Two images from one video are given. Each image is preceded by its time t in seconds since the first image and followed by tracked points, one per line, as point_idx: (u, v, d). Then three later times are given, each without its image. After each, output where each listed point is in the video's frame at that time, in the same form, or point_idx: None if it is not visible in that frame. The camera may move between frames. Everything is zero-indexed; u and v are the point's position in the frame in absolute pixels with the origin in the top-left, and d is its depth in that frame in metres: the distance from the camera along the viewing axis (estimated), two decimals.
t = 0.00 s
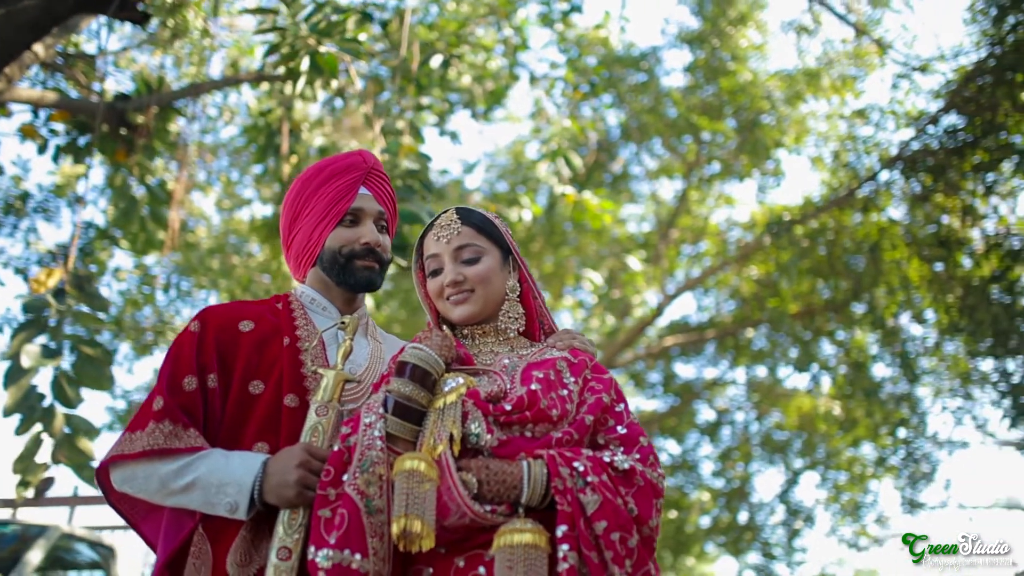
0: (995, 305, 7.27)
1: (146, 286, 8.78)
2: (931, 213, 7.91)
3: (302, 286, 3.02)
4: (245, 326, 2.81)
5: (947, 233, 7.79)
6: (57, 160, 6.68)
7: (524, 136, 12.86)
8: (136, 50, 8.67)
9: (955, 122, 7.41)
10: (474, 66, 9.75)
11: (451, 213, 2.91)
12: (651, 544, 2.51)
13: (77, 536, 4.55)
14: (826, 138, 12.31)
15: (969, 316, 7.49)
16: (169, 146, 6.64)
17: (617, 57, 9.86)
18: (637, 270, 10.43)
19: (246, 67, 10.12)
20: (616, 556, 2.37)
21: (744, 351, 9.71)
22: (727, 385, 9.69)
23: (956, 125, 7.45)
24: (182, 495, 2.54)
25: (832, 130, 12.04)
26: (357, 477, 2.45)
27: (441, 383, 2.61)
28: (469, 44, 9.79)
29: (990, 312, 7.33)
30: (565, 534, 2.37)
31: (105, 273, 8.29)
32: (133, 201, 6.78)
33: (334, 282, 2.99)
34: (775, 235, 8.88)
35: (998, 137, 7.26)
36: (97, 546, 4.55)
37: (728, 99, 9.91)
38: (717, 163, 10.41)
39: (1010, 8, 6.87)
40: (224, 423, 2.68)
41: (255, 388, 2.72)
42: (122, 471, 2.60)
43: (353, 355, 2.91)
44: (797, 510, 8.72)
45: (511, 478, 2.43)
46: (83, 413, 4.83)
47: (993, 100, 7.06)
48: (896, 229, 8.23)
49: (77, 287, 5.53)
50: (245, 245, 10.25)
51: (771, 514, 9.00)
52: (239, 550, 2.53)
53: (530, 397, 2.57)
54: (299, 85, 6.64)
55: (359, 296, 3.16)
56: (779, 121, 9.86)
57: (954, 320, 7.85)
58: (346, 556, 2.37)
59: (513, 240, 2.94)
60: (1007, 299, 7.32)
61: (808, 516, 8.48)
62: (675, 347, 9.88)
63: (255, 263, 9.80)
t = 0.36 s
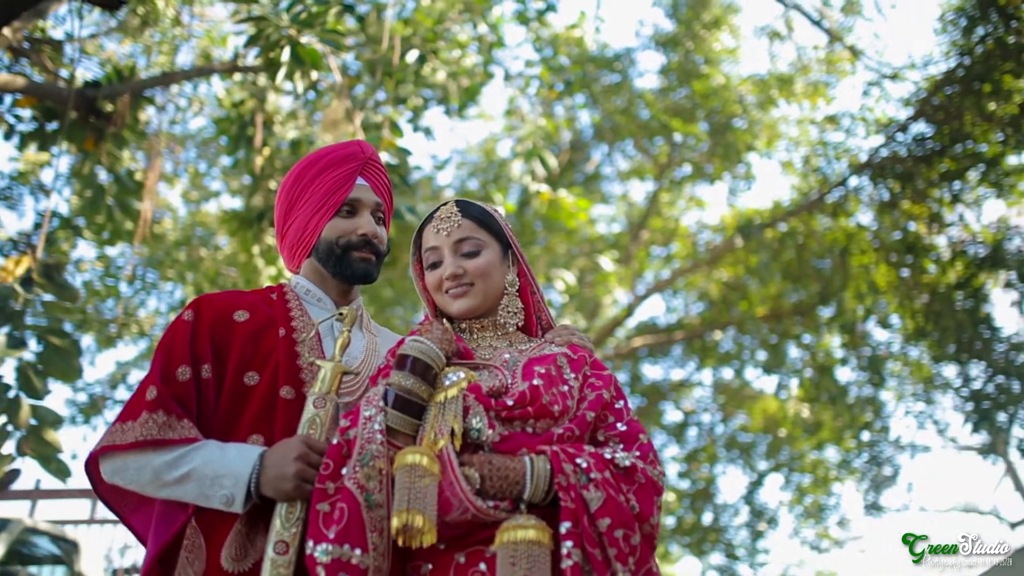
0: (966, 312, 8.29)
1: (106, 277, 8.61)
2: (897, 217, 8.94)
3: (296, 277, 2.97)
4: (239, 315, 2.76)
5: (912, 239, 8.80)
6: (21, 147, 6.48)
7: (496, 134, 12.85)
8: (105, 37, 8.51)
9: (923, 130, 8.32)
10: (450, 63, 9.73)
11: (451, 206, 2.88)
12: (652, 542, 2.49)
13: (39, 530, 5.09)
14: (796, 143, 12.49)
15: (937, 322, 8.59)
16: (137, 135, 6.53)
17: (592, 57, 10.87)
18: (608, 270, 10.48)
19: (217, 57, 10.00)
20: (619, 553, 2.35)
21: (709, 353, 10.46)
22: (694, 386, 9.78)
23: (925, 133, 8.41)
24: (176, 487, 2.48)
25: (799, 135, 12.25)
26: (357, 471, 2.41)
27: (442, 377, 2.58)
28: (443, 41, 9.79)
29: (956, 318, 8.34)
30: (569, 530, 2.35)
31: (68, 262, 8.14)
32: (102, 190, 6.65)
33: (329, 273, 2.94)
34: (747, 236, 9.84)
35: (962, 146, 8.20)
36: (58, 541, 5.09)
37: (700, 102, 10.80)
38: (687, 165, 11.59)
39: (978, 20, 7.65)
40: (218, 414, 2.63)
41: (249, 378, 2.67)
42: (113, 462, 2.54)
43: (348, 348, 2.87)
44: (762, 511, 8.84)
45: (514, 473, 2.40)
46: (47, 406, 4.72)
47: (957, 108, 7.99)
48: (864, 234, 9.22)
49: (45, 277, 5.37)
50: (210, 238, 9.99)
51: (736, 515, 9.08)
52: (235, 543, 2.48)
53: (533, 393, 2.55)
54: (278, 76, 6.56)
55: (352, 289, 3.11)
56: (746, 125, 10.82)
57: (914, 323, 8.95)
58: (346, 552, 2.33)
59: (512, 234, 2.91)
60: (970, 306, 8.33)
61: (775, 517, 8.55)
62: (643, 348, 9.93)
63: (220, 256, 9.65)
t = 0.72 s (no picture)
0: (938, 321, 9.06)
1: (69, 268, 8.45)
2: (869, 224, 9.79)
3: (294, 267, 2.93)
4: (238, 305, 2.71)
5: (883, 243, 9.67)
6: None
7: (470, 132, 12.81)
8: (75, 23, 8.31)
9: (895, 137, 8.93)
10: (427, 58, 9.68)
11: (454, 198, 2.84)
12: (656, 540, 2.48)
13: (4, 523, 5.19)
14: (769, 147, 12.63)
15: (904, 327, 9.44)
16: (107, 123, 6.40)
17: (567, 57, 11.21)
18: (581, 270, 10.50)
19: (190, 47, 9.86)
20: (627, 550, 2.33)
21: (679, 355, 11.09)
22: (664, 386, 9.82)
23: (897, 141, 9.00)
24: (173, 479, 2.43)
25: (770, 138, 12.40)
26: (362, 464, 2.37)
27: (447, 371, 2.55)
28: (420, 37, 9.77)
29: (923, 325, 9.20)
30: (577, 527, 2.32)
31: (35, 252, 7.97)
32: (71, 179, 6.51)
33: (328, 264, 2.89)
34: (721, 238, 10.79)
35: (931, 153, 8.74)
36: (23, 536, 5.21)
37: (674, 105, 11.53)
38: (661, 166, 11.90)
39: (951, 29, 8.08)
40: (216, 405, 2.58)
41: (248, 370, 2.62)
42: (107, 453, 2.47)
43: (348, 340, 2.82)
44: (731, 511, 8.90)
45: (521, 469, 2.38)
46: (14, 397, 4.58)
47: (928, 115, 8.52)
48: (834, 238, 10.23)
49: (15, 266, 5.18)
50: (179, 231, 9.80)
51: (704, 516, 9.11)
52: (234, 537, 2.43)
53: (538, 388, 2.52)
54: (260, 66, 6.45)
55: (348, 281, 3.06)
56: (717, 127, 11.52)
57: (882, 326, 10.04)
58: (350, 547, 2.30)
59: (514, 228, 2.89)
60: (937, 311, 9.12)
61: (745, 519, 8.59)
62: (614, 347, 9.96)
63: (190, 249, 9.52)
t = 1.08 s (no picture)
0: (905, 325, 9.23)
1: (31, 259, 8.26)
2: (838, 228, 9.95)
3: (291, 258, 2.88)
4: (237, 296, 2.65)
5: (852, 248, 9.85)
6: None
7: (442, 128, 12.74)
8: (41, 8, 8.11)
9: (867, 143, 9.06)
10: (402, 53, 9.60)
11: (457, 191, 2.81)
12: (660, 538, 2.46)
13: None
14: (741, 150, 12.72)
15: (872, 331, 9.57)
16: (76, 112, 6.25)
17: (542, 56, 11.26)
18: (553, 269, 10.50)
19: (162, 36, 9.69)
20: (634, 548, 2.31)
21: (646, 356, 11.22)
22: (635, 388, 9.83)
23: (868, 147, 9.13)
24: (172, 472, 2.37)
25: (741, 142, 12.50)
26: (365, 459, 2.33)
27: (451, 366, 2.51)
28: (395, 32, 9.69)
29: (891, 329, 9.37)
30: (585, 524, 2.29)
31: None
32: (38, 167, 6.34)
33: (328, 255, 2.85)
34: (693, 240, 10.85)
35: (902, 160, 8.91)
36: None
37: (647, 105, 11.61)
38: (634, 167, 11.94)
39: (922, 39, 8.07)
40: (213, 397, 2.52)
41: (247, 362, 2.57)
42: (102, 445, 2.41)
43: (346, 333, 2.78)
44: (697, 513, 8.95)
45: (528, 466, 2.35)
46: None
47: (899, 121, 8.64)
48: (804, 243, 10.35)
49: None
50: (145, 221, 9.53)
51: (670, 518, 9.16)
52: (233, 533, 2.37)
53: (544, 384, 2.50)
54: (240, 57, 6.35)
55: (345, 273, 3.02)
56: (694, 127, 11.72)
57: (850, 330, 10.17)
58: (354, 543, 2.25)
59: (517, 222, 2.86)
60: (905, 316, 9.30)
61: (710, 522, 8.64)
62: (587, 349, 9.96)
63: (155, 240, 9.30)
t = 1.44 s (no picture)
0: (873, 328, 9.35)
1: None
2: (810, 232, 10.04)
3: (291, 250, 2.83)
4: (238, 287, 2.60)
5: (823, 252, 9.92)
6: None
7: (416, 124, 12.66)
8: None
9: (839, 148, 9.15)
10: (378, 48, 9.52)
11: (462, 185, 2.78)
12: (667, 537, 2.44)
13: None
14: (715, 152, 12.78)
15: (842, 335, 9.65)
16: (47, 99, 6.12)
17: (519, 54, 11.24)
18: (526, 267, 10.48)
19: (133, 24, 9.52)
20: (644, 547, 2.29)
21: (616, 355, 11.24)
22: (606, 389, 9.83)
23: (839, 152, 9.20)
24: (173, 466, 2.32)
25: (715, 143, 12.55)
26: (373, 455, 2.30)
27: (458, 362, 2.48)
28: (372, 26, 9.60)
29: (861, 333, 9.46)
30: (595, 523, 2.27)
31: None
32: (4, 155, 6.20)
33: (329, 248, 2.80)
34: (667, 242, 10.90)
35: (873, 165, 9.00)
36: None
37: (622, 105, 11.61)
38: (607, 167, 11.94)
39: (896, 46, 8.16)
40: (214, 390, 2.47)
41: (249, 355, 2.52)
42: (101, 438, 2.36)
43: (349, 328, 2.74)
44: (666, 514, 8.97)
45: (537, 463, 2.32)
46: None
47: (871, 126, 8.71)
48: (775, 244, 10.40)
49: None
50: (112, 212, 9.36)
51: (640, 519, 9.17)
52: (236, 529, 2.32)
53: (552, 381, 2.47)
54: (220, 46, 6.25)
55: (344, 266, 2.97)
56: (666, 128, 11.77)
57: (820, 333, 10.27)
58: (361, 540, 2.22)
59: (521, 217, 2.83)
60: (874, 320, 9.43)
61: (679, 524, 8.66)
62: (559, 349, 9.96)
63: (124, 231, 8.92)
